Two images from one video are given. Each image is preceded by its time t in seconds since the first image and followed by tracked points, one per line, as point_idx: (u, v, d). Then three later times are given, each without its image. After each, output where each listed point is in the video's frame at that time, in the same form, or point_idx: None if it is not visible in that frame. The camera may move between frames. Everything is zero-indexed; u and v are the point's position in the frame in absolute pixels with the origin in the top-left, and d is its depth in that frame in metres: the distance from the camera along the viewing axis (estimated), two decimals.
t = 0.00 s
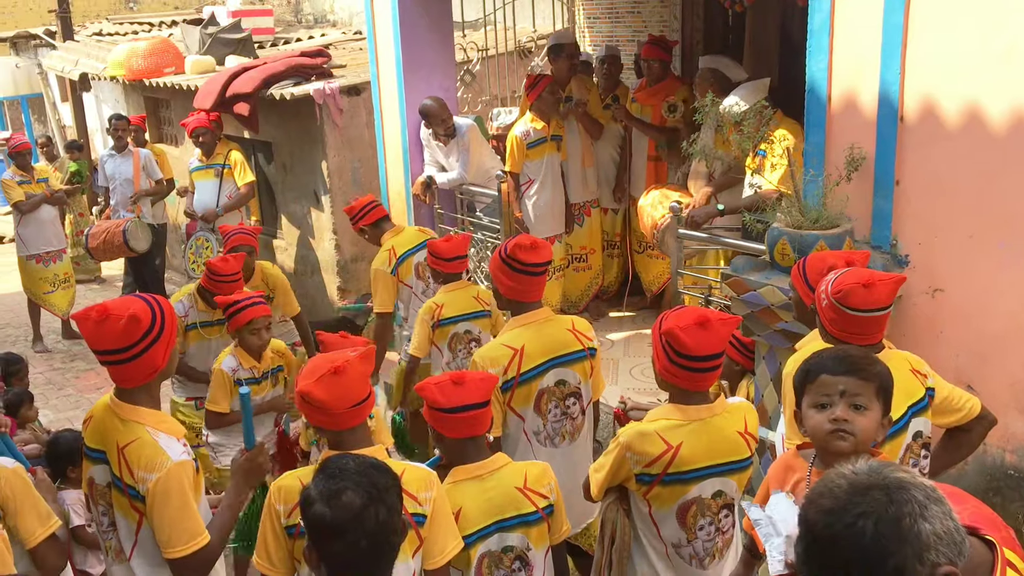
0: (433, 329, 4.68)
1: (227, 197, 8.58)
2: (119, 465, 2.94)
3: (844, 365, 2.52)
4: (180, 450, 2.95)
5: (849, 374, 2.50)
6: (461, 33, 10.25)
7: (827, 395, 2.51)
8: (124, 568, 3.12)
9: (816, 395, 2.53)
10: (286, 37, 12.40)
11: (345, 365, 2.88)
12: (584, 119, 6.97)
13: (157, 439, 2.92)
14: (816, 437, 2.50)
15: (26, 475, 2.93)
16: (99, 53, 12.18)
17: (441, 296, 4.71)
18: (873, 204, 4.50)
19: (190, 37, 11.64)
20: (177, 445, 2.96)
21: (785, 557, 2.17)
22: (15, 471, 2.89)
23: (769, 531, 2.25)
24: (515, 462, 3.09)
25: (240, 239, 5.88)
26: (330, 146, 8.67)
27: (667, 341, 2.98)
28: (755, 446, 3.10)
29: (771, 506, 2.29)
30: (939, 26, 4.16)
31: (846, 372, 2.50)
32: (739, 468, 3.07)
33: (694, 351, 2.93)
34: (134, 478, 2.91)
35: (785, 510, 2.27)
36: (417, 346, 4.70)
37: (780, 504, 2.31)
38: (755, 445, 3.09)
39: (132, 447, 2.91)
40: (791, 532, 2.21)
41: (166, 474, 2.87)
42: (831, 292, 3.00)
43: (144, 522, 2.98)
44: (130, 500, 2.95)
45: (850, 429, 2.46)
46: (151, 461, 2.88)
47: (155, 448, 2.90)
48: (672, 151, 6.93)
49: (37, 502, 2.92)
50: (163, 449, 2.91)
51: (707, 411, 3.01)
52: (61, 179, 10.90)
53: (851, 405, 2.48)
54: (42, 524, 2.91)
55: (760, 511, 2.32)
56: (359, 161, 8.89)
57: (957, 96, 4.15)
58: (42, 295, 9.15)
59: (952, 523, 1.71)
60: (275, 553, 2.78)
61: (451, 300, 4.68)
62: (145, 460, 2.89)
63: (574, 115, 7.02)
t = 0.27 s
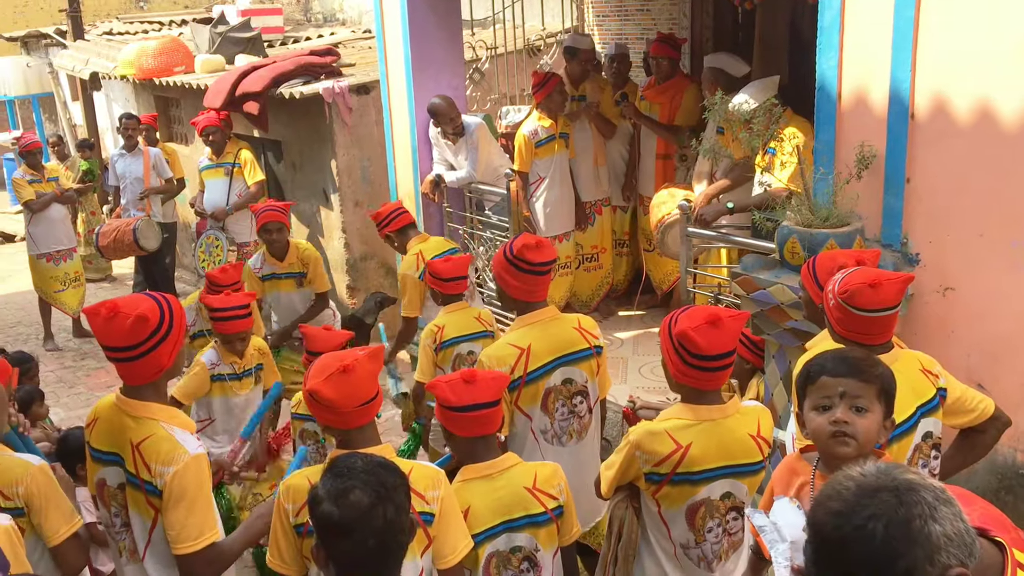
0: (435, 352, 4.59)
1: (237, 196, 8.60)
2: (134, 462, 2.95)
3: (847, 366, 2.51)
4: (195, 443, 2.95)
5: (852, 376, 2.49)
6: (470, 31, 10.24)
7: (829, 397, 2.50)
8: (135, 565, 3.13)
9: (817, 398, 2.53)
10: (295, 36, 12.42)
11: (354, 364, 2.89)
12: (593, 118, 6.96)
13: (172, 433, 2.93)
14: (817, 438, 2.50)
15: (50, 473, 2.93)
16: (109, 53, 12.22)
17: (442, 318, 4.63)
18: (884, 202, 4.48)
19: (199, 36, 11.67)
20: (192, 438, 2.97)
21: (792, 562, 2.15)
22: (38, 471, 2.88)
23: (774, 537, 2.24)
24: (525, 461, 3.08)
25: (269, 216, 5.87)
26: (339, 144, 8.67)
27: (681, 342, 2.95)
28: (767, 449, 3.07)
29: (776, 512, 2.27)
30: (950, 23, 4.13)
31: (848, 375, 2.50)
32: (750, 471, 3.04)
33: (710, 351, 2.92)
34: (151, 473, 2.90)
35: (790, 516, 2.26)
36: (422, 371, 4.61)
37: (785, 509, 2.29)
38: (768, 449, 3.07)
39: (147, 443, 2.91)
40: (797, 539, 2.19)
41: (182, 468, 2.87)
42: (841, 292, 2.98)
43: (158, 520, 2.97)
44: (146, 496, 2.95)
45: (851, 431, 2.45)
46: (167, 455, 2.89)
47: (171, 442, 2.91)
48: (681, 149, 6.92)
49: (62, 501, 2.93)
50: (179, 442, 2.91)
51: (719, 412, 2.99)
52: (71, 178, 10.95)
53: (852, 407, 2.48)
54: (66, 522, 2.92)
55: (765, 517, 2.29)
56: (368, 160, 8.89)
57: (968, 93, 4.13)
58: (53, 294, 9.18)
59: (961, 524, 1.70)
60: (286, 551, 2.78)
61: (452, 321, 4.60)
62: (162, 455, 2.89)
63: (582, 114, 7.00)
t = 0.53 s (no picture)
0: (447, 343, 4.61)
1: (247, 192, 8.62)
2: (144, 456, 2.95)
3: (866, 364, 2.48)
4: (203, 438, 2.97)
5: (871, 375, 2.46)
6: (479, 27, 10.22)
7: (847, 395, 2.48)
8: (145, 561, 3.14)
9: (835, 396, 2.50)
10: (303, 33, 12.43)
11: (362, 361, 2.88)
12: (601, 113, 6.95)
13: (182, 427, 2.94)
14: (835, 438, 2.49)
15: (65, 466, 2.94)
16: (119, 50, 12.26)
17: (453, 307, 4.65)
18: (894, 198, 4.46)
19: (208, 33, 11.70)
20: (201, 433, 2.98)
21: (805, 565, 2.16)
22: (54, 462, 2.90)
23: (788, 539, 2.24)
24: (533, 458, 3.08)
25: (303, 204, 5.87)
26: (348, 141, 8.68)
27: (687, 345, 2.93)
28: (776, 448, 3.07)
29: (789, 513, 2.27)
30: (961, 17, 4.10)
31: (866, 374, 2.47)
32: (759, 471, 3.03)
33: (716, 351, 2.90)
34: (160, 467, 2.91)
35: (803, 517, 2.26)
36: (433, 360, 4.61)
37: (798, 510, 2.29)
38: (776, 447, 3.06)
39: (156, 437, 2.92)
40: (812, 541, 2.20)
41: (193, 462, 2.89)
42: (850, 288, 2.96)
43: (168, 515, 2.98)
44: (155, 490, 2.95)
45: (871, 431, 2.44)
46: (177, 449, 2.89)
47: (181, 436, 2.92)
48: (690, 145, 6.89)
49: (76, 493, 2.93)
50: (189, 436, 2.92)
51: (726, 411, 2.98)
52: (81, 175, 11.00)
53: (872, 407, 2.45)
54: (80, 514, 2.92)
55: (778, 517, 2.30)
56: (377, 156, 8.90)
57: (980, 88, 4.10)
58: (63, 290, 9.22)
59: (981, 532, 1.68)
60: (295, 548, 2.78)
61: (462, 310, 4.61)
62: (172, 449, 2.90)
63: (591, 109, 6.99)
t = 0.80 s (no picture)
0: (447, 348, 4.48)
1: (252, 187, 8.62)
2: (145, 450, 2.96)
3: (886, 362, 2.45)
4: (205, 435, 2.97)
5: (890, 373, 2.43)
6: (484, 21, 10.20)
7: (865, 393, 2.44)
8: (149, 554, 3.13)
9: (853, 393, 2.47)
10: (307, 27, 12.43)
11: (366, 354, 2.89)
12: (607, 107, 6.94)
13: (182, 423, 2.94)
14: (850, 434, 2.46)
15: (66, 460, 2.94)
16: (123, 45, 12.27)
17: (457, 312, 4.52)
18: (900, 190, 4.44)
19: (213, 27, 11.70)
20: (202, 429, 2.98)
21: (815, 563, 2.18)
22: (54, 458, 2.90)
23: (799, 533, 2.25)
24: (536, 452, 3.08)
25: (309, 226, 5.81)
26: (353, 135, 8.68)
27: (683, 348, 2.91)
28: (778, 447, 3.05)
29: (801, 507, 2.28)
30: (968, 9, 4.07)
31: (887, 371, 2.43)
32: (760, 470, 3.01)
33: (713, 352, 2.89)
34: (160, 462, 2.92)
35: (816, 511, 2.26)
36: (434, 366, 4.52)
37: (810, 504, 2.29)
38: (778, 447, 3.05)
39: (158, 431, 2.93)
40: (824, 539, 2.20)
41: (191, 458, 2.89)
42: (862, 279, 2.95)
43: (168, 507, 2.99)
44: (155, 484, 2.96)
45: (887, 430, 2.41)
46: (177, 444, 2.90)
47: (181, 431, 2.92)
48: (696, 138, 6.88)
49: (78, 488, 2.92)
50: (189, 432, 2.93)
51: (727, 410, 2.97)
52: (87, 170, 11.01)
53: (890, 405, 2.42)
54: (85, 508, 2.92)
55: (790, 512, 2.30)
56: (382, 150, 8.89)
57: (986, 81, 4.08)
58: (69, 285, 9.24)
59: (991, 538, 1.68)
60: (299, 541, 2.79)
61: (465, 316, 4.48)
62: (171, 444, 2.91)
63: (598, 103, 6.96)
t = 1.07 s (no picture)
0: (423, 345, 4.53)
1: (254, 183, 8.62)
2: (144, 446, 2.97)
3: (901, 367, 2.44)
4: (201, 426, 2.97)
5: (904, 379, 2.43)
6: (485, 16, 10.19)
7: (877, 398, 2.44)
8: (152, 549, 3.14)
9: (865, 397, 2.46)
10: (308, 23, 12.41)
11: (366, 349, 2.90)
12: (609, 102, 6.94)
13: (179, 419, 2.94)
14: (859, 438, 2.46)
15: (62, 456, 2.93)
16: (124, 41, 12.26)
17: (441, 311, 4.53)
18: (901, 185, 4.44)
19: (214, 23, 11.70)
20: (200, 424, 2.98)
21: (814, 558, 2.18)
22: (49, 454, 2.89)
23: (800, 529, 2.26)
24: (537, 447, 3.08)
25: (325, 210, 5.74)
26: (354, 131, 8.68)
27: (675, 349, 2.90)
28: (773, 450, 3.02)
29: (803, 505, 2.30)
30: (968, 4, 4.07)
31: (899, 377, 2.43)
32: (756, 473, 2.99)
33: (707, 352, 2.88)
34: (159, 457, 2.93)
35: (816, 509, 2.28)
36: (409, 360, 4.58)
37: (812, 503, 2.32)
38: (773, 450, 3.02)
39: (155, 427, 2.94)
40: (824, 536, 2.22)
41: (189, 453, 2.89)
42: (873, 270, 2.95)
43: (169, 502, 3.01)
44: (155, 478, 2.98)
45: (899, 435, 2.41)
46: (174, 440, 2.91)
47: (177, 427, 2.93)
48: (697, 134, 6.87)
49: (75, 481, 2.91)
50: (186, 427, 2.93)
51: (722, 413, 2.95)
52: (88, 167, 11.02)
53: (903, 411, 2.43)
54: (85, 499, 2.91)
55: (791, 508, 2.32)
56: (383, 146, 8.89)
57: (987, 76, 4.07)
58: (71, 281, 9.25)
59: (985, 533, 1.68)
60: (301, 534, 2.79)
61: (446, 317, 4.48)
62: (168, 439, 2.92)
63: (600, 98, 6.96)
